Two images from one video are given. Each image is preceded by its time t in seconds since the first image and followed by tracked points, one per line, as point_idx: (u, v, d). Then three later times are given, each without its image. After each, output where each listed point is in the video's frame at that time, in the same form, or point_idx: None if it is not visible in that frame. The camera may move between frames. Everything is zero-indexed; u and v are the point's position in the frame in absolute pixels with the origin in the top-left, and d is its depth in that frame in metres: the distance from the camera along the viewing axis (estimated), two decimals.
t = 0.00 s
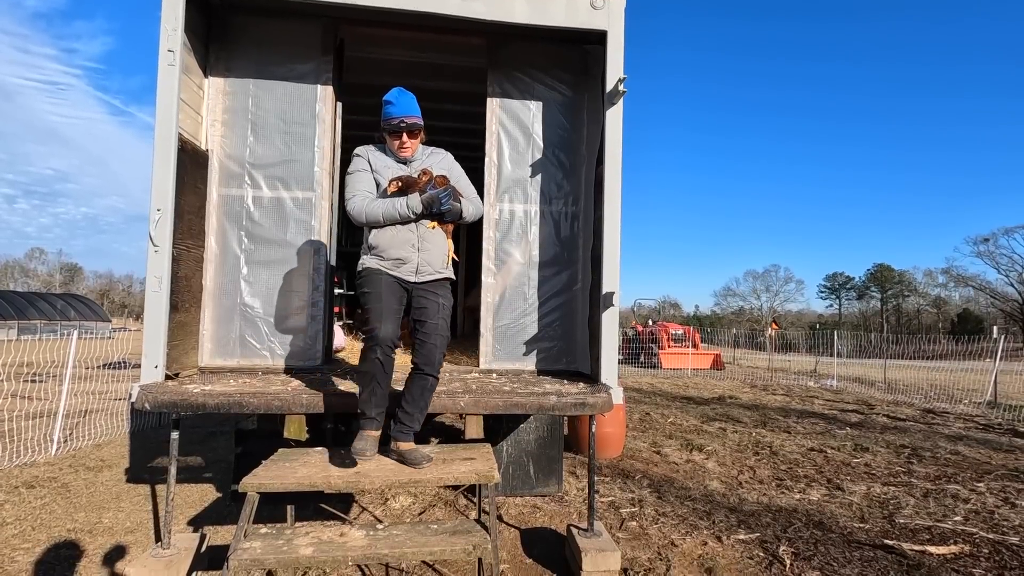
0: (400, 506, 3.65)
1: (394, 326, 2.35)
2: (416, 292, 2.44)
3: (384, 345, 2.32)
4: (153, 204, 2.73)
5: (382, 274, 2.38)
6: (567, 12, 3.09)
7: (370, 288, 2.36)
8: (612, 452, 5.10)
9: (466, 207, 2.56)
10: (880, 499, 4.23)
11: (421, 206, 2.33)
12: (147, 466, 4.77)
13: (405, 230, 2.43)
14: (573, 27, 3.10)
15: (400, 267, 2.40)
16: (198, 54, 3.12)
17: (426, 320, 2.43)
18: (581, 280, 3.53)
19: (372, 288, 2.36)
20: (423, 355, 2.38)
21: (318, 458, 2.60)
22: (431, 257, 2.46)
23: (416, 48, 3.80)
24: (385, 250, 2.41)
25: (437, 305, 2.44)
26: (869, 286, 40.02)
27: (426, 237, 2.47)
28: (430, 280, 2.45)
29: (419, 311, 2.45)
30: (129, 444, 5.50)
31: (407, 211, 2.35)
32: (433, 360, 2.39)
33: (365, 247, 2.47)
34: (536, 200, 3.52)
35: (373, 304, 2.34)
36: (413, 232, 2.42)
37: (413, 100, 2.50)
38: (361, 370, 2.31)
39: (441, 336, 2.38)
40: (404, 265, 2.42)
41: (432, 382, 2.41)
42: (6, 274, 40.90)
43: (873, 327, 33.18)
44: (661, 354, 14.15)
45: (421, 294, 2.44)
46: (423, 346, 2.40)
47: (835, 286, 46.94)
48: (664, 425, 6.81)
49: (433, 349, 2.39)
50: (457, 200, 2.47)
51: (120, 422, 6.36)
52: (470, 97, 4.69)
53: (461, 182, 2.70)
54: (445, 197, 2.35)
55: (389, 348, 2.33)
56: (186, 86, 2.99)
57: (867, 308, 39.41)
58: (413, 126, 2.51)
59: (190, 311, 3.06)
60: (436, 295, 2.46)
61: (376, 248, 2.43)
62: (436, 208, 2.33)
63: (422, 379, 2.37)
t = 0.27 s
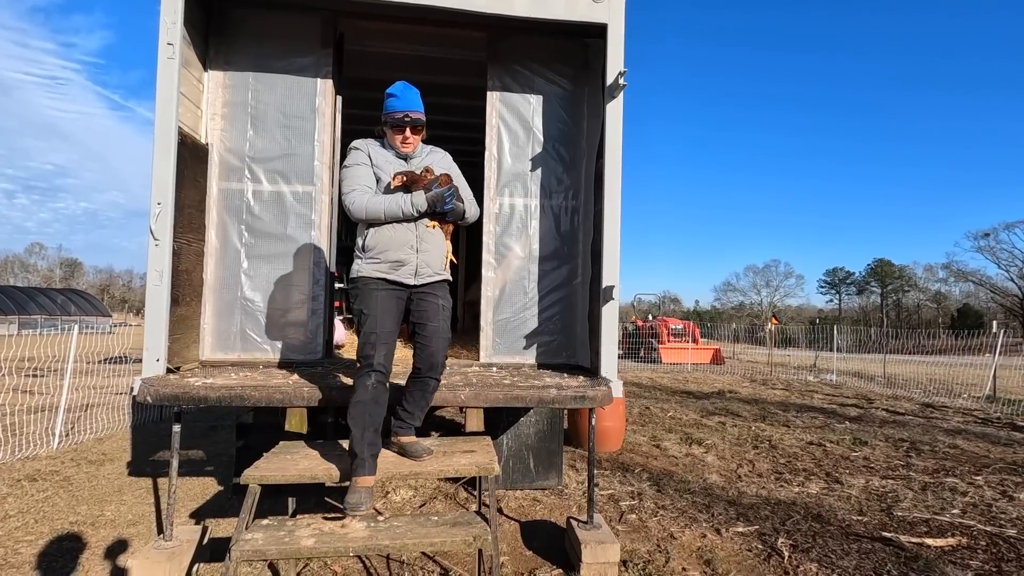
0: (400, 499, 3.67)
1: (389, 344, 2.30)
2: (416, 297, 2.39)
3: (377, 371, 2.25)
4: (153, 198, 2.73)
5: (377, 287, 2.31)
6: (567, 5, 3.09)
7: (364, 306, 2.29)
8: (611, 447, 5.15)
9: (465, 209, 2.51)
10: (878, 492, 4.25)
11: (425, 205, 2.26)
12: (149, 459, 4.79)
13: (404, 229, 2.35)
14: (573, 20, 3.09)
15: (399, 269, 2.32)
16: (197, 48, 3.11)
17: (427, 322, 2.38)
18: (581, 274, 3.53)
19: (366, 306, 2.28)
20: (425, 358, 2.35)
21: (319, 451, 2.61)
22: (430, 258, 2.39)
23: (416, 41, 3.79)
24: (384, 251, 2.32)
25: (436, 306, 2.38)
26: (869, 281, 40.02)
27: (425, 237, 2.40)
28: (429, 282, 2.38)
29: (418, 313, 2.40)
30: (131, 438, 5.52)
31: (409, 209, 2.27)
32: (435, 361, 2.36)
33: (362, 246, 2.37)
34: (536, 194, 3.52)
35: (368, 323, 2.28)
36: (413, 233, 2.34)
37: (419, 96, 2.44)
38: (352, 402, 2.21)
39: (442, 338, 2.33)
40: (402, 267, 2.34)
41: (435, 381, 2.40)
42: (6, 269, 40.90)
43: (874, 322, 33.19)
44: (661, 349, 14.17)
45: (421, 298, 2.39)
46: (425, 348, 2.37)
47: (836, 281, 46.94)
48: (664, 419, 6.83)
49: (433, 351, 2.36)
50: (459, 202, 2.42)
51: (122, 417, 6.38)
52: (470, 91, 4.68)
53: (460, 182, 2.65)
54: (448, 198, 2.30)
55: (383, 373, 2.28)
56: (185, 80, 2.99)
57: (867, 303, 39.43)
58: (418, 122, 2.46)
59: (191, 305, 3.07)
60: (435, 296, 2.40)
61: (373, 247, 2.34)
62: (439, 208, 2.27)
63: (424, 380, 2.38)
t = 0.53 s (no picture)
0: (401, 491, 3.69)
1: (377, 368, 2.15)
2: (403, 314, 2.24)
3: (364, 398, 2.10)
4: (153, 191, 2.73)
5: (361, 308, 2.14)
6: None
7: (348, 329, 2.12)
8: (611, 440, 5.17)
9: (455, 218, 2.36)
10: (877, 485, 4.27)
11: (413, 211, 2.09)
12: (151, 452, 4.81)
13: (388, 238, 2.19)
14: (573, 12, 3.09)
15: (382, 281, 2.16)
16: (196, 40, 3.11)
17: (418, 337, 2.25)
18: (581, 267, 3.53)
19: (351, 328, 2.12)
20: (420, 374, 2.26)
21: (320, 443, 2.62)
22: (416, 269, 2.24)
23: (416, 34, 3.78)
24: (368, 261, 2.16)
25: (426, 321, 2.24)
26: (869, 277, 40.01)
27: (410, 247, 2.25)
28: (415, 295, 2.24)
29: (408, 330, 2.25)
30: (132, 431, 5.54)
31: (395, 216, 2.10)
32: (431, 376, 2.28)
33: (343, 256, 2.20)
34: (536, 187, 3.52)
35: (354, 347, 2.12)
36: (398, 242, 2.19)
37: (408, 98, 2.27)
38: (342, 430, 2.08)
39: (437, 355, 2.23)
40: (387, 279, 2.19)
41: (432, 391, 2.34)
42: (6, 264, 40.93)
43: (874, 316, 33.22)
44: (661, 344, 14.20)
45: (409, 313, 2.23)
46: (418, 366, 2.26)
47: (836, 276, 46.93)
48: (664, 413, 6.86)
49: (428, 366, 2.26)
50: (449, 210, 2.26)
51: (123, 411, 6.41)
52: (470, 84, 4.67)
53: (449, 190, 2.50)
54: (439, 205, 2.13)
55: (369, 401, 2.12)
56: (185, 72, 2.99)
57: (868, 298, 39.44)
58: (406, 126, 2.28)
59: (192, 298, 3.08)
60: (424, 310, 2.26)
61: (356, 257, 2.16)
62: (428, 216, 2.10)
63: (422, 395, 2.35)
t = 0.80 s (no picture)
0: (403, 483, 3.71)
1: (365, 363, 2.07)
2: (390, 302, 2.11)
3: (355, 397, 2.04)
4: (155, 183, 2.74)
5: (344, 303, 2.05)
6: None
7: (332, 328, 2.04)
8: (612, 433, 5.22)
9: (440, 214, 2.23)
10: (878, 477, 4.28)
11: (397, 208, 1.97)
12: (155, 445, 4.84)
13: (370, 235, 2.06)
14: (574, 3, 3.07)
15: (364, 279, 2.04)
16: (196, 32, 3.11)
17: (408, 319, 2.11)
18: (582, 260, 3.53)
19: (335, 324, 2.04)
20: (417, 352, 2.10)
21: (321, 434, 2.63)
22: (400, 266, 2.11)
23: (416, 26, 3.77)
24: (349, 258, 2.04)
25: (413, 298, 2.12)
26: (872, 271, 39.92)
27: (394, 243, 2.12)
28: (399, 291, 2.11)
29: (394, 316, 2.11)
30: (136, 424, 5.58)
31: (378, 213, 1.98)
32: (431, 351, 2.12)
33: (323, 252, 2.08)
34: (537, 180, 3.52)
35: (340, 345, 2.03)
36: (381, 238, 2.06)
37: (397, 86, 2.12)
38: (338, 432, 2.03)
39: (431, 327, 2.09)
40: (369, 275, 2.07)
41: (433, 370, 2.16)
42: (10, 259, 41.06)
43: (876, 311, 33.17)
44: (663, 338, 14.21)
45: (396, 300, 2.10)
46: (413, 344, 2.10)
47: (839, 270, 46.82)
48: (665, 406, 6.87)
49: (422, 342, 2.10)
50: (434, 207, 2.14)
51: (127, 404, 6.46)
52: (471, 77, 4.66)
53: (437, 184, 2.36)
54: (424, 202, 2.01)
55: (363, 399, 2.05)
56: (185, 65, 2.99)
57: (870, 292, 39.37)
58: (394, 116, 2.13)
59: (194, 290, 3.09)
60: (413, 291, 2.13)
61: (336, 253, 2.05)
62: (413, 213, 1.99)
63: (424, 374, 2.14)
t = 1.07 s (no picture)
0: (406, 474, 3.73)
1: (356, 370, 2.07)
2: (379, 316, 2.10)
3: (348, 402, 2.06)
4: (159, 176, 2.75)
5: (337, 306, 2.04)
6: None
7: (324, 331, 2.04)
8: (615, 426, 5.24)
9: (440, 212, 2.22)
10: (881, 470, 4.28)
11: (396, 207, 1.98)
12: (161, 437, 4.88)
13: (368, 235, 2.07)
14: None
15: (361, 280, 2.05)
16: (199, 25, 3.11)
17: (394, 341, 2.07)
18: (585, 252, 3.53)
19: (327, 329, 2.04)
20: (393, 384, 2.05)
21: (326, 426, 2.65)
22: (399, 267, 2.11)
23: (419, 18, 3.76)
24: (346, 259, 2.04)
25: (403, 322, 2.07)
26: (878, 264, 39.73)
27: (392, 244, 2.12)
28: (396, 296, 2.10)
29: (383, 332, 2.08)
30: (143, 416, 5.62)
31: (376, 212, 1.99)
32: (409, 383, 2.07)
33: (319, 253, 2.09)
34: (540, 172, 3.51)
35: (330, 350, 2.03)
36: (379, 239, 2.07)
37: (392, 82, 2.12)
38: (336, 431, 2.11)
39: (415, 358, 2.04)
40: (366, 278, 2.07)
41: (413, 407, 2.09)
42: (17, 253, 41.31)
43: (882, 304, 33.03)
44: (666, 331, 14.21)
45: (385, 314, 2.09)
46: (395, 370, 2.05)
47: (844, 263, 46.61)
48: (668, 399, 6.88)
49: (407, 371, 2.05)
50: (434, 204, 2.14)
51: (134, 396, 6.50)
52: (474, 69, 4.64)
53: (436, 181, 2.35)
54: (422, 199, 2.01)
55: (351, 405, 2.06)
56: (188, 58, 2.99)
57: (876, 285, 39.20)
58: (389, 112, 2.14)
59: (199, 283, 3.11)
60: (401, 311, 2.09)
61: (333, 254, 2.05)
62: (411, 211, 1.99)
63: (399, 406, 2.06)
